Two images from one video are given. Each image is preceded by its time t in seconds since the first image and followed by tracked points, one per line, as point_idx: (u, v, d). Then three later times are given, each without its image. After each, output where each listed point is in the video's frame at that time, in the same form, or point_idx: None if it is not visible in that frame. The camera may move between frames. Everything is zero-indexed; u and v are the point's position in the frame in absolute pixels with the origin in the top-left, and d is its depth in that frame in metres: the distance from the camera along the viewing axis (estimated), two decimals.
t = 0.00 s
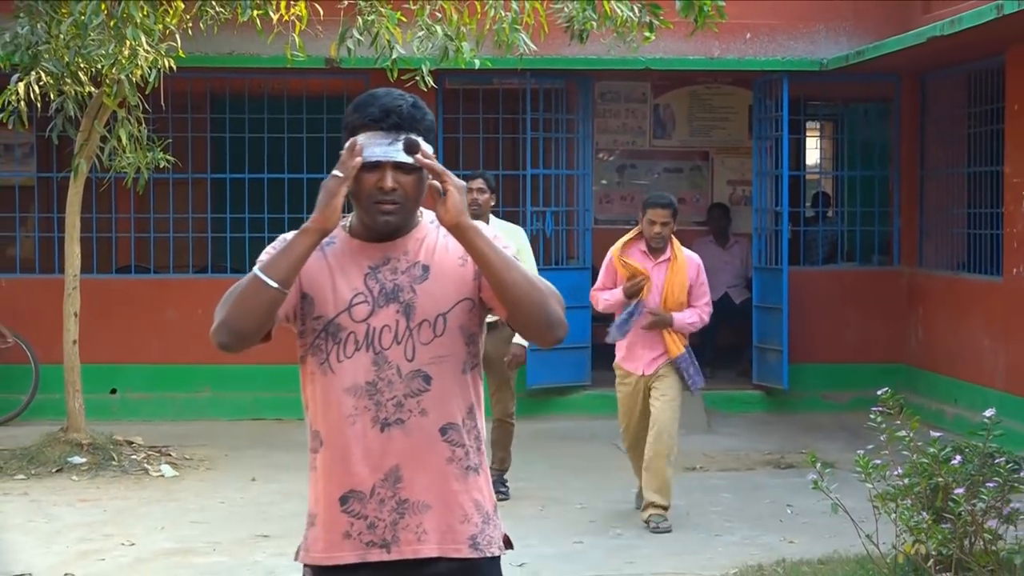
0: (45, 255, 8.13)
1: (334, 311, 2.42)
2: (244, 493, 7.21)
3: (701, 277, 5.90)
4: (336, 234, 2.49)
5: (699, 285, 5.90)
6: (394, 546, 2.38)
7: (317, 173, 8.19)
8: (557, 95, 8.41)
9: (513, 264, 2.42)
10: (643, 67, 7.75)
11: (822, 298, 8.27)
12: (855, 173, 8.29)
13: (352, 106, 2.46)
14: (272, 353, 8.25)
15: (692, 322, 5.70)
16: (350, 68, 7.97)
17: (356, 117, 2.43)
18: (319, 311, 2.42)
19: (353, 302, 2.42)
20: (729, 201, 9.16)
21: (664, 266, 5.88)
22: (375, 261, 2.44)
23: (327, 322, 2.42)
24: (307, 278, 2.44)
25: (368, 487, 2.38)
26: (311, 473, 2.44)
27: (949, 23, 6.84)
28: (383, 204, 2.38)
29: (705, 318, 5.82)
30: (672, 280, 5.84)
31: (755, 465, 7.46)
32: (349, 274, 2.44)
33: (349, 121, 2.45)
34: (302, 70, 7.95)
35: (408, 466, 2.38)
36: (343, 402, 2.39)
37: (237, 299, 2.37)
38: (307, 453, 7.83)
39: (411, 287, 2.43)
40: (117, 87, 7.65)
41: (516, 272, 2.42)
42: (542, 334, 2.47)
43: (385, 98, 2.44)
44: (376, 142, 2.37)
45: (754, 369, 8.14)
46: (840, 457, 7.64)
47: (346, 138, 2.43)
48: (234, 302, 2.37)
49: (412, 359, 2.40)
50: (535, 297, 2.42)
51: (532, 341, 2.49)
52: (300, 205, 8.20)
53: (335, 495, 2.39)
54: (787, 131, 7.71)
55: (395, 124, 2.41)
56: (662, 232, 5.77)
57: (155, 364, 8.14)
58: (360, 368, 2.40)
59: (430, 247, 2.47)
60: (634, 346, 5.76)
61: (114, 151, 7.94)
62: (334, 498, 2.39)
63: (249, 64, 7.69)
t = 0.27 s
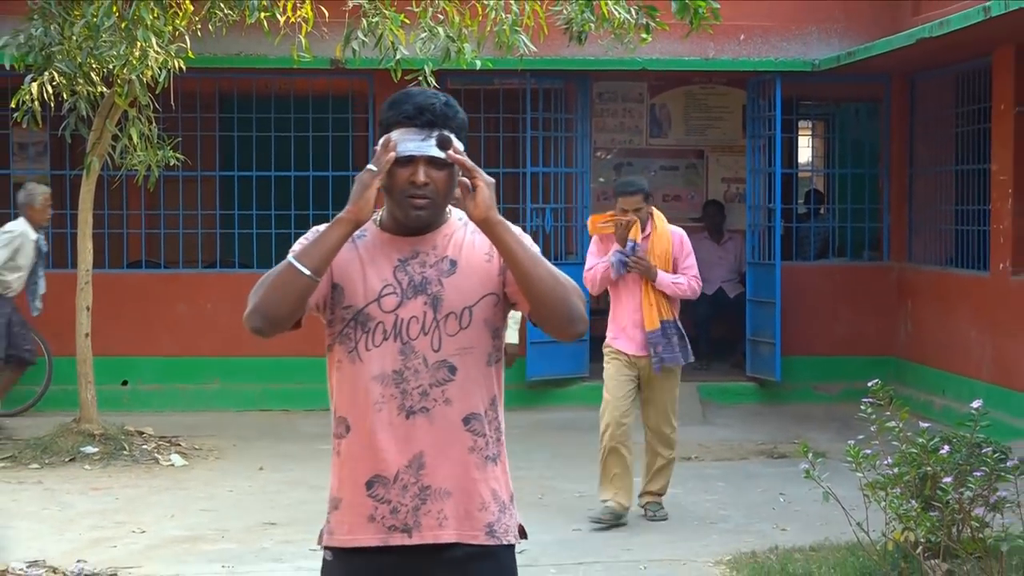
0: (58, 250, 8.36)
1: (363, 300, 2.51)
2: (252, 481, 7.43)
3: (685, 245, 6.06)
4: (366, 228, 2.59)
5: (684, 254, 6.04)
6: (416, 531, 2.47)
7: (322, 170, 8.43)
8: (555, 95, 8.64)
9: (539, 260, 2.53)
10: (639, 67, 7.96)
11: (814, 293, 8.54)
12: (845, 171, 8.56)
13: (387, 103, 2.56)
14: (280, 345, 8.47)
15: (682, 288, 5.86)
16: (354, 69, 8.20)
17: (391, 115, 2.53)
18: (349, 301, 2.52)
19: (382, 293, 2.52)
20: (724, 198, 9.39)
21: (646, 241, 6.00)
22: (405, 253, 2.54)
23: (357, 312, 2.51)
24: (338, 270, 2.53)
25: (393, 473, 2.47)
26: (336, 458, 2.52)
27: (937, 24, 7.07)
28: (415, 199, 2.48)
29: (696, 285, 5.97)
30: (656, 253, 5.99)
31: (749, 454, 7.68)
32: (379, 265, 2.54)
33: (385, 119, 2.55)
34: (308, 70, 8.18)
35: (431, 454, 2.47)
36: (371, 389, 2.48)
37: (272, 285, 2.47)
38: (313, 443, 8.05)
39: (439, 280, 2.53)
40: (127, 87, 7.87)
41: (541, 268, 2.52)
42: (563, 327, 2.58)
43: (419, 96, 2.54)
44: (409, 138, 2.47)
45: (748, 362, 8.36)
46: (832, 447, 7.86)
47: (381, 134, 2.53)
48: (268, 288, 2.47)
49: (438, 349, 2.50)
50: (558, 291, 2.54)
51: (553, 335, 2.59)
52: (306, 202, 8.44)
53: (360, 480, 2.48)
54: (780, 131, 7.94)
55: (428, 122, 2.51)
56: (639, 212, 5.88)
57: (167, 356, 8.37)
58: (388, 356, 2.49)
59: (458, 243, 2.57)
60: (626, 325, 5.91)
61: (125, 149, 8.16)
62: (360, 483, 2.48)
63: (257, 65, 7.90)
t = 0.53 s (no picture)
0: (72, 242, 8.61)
1: (384, 288, 2.70)
2: (261, 466, 7.69)
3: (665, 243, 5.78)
4: (388, 219, 2.77)
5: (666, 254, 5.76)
6: (433, 509, 2.66)
7: (327, 165, 8.68)
8: (555, 92, 8.87)
9: (556, 252, 2.72)
10: (636, 65, 8.19)
11: (807, 284, 8.84)
12: (837, 166, 8.86)
13: (412, 97, 2.71)
14: (287, 336, 8.73)
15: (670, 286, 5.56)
16: (359, 66, 8.44)
17: (416, 108, 2.69)
18: (371, 288, 2.70)
19: (403, 281, 2.70)
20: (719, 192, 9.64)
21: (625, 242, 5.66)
22: (425, 244, 2.72)
23: (378, 298, 2.69)
24: (362, 258, 2.72)
25: (412, 454, 2.65)
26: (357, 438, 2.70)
27: (926, 24, 7.34)
28: (439, 189, 2.64)
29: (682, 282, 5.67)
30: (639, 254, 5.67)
31: (743, 441, 7.94)
32: (400, 254, 2.72)
33: (410, 112, 2.71)
34: (314, 67, 8.42)
35: (448, 436, 2.66)
36: (391, 373, 2.66)
37: (301, 268, 2.64)
38: (320, 430, 8.31)
39: (457, 270, 2.71)
40: (139, 84, 8.10)
41: (557, 259, 2.71)
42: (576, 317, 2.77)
43: (445, 92, 2.69)
44: (435, 131, 2.62)
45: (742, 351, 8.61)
46: (823, 434, 8.12)
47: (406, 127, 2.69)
48: (297, 271, 2.64)
49: (456, 336, 2.68)
50: (572, 281, 2.72)
51: (566, 324, 2.78)
52: (313, 195, 8.70)
53: (380, 460, 2.66)
54: (774, 127, 8.17)
55: (453, 117, 2.67)
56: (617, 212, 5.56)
57: (177, 346, 8.64)
58: (408, 342, 2.67)
59: (476, 235, 2.75)
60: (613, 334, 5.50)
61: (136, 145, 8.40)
62: (380, 463, 2.66)
63: (265, 63, 8.13)
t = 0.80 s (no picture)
0: (84, 236, 8.84)
1: (379, 277, 2.77)
2: (270, 454, 7.94)
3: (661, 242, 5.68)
4: (380, 212, 2.84)
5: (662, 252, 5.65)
6: (432, 491, 2.74)
7: (333, 160, 8.94)
8: (554, 90, 9.11)
9: (546, 243, 2.81)
10: (633, 64, 8.43)
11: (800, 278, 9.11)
12: (828, 162, 9.15)
13: (403, 96, 2.80)
14: (294, 327, 9.04)
15: (666, 284, 5.46)
16: (364, 65, 8.70)
17: (407, 106, 2.77)
18: (366, 277, 2.77)
19: (397, 270, 2.77)
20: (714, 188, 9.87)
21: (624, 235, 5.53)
22: (417, 234, 2.80)
23: (373, 287, 2.77)
24: (356, 250, 2.79)
25: (410, 438, 2.73)
26: (355, 424, 2.77)
27: (915, 24, 7.60)
28: (431, 184, 2.73)
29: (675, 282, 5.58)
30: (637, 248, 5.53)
31: (737, 430, 8.18)
32: (394, 245, 2.79)
33: (401, 110, 2.79)
34: (320, 66, 8.67)
35: (445, 420, 2.74)
36: (387, 360, 2.74)
37: (298, 261, 2.72)
38: (326, 419, 8.55)
39: (451, 259, 2.79)
40: (150, 83, 8.32)
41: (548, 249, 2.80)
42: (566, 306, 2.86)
43: (435, 90, 2.78)
44: (426, 129, 2.72)
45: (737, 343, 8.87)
46: (816, 423, 8.37)
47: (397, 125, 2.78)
48: (295, 265, 2.72)
49: (450, 323, 2.76)
50: (562, 270, 2.81)
51: (556, 313, 2.88)
52: (319, 191, 8.96)
53: (379, 444, 2.73)
54: (767, 124, 8.41)
55: (443, 114, 2.76)
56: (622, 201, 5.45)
57: (187, 338, 8.96)
58: (404, 329, 2.75)
59: (467, 225, 2.83)
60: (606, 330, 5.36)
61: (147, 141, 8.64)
62: (378, 448, 2.73)
63: (272, 62, 8.38)
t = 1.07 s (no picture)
0: (94, 232, 9.07)
1: (359, 273, 2.78)
2: (278, 444, 8.19)
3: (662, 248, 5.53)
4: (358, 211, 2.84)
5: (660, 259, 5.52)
6: (419, 482, 2.75)
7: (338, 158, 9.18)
8: (552, 90, 9.33)
9: (523, 239, 2.79)
10: (630, 64, 8.66)
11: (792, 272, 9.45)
12: (820, 160, 9.49)
13: (379, 97, 2.80)
14: (300, 320, 9.36)
15: (659, 296, 5.33)
16: (368, 65, 8.95)
17: (382, 107, 2.77)
18: (346, 274, 2.78)
19: (377, 266, 2.78)
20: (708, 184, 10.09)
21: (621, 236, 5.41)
22: (395, 231, 2.80)
23: (354, 283, 2.78)
24: (335, 247, 2.79)
25: (395, 429, 2.74)
26: (339, 418, 2.78)
27: (905, 25, 7.87)
28: (407, 183, 2.73)
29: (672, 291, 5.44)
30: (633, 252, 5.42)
31: (731, 420, 8.42)
32: (373, 243, 2.80)
33: (376, 110, 2.79)
34: (324, 66, 8.91)
35: (429, 411, 2.75)
36: (370, 354, 2.75)
37: (279, 263, 2.72)
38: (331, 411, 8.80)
39: (430, 253, 2.80)
40: (159, 83, 8.53)
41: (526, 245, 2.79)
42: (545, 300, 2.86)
43: (409, 90, 2.79)
44: (401, 128, 2.71)
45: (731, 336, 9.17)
46: (808, 414, 8.61)
47: (372, 128, 2.78)
48: (275, 266, 2.72)
49: (431, 316, 2.77)
50: (539, 265, 2.80)
51: (535, 307, 2.86)
52: (324, 188, 9.20)
53: (365, 437, 2.75)
54: (759, 123, 8.65)
55: (417, 113, 2.75)
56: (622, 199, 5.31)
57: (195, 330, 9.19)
58: (385, 323, 2.76)
59: (444, 220, 2.84)
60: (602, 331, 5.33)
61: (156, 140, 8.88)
62: (364, 440, 2.75)
63: (279, 62, 8.63)
